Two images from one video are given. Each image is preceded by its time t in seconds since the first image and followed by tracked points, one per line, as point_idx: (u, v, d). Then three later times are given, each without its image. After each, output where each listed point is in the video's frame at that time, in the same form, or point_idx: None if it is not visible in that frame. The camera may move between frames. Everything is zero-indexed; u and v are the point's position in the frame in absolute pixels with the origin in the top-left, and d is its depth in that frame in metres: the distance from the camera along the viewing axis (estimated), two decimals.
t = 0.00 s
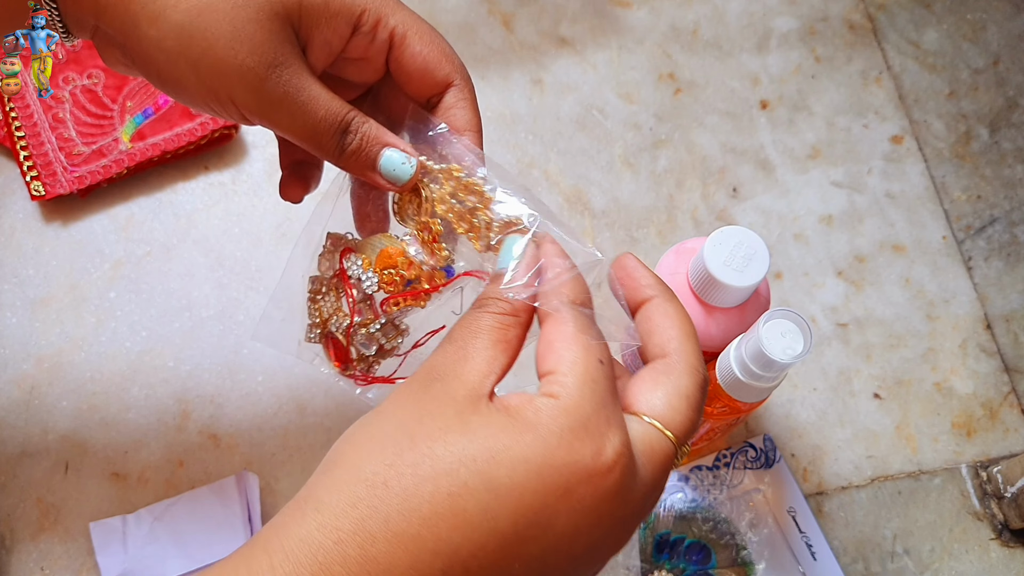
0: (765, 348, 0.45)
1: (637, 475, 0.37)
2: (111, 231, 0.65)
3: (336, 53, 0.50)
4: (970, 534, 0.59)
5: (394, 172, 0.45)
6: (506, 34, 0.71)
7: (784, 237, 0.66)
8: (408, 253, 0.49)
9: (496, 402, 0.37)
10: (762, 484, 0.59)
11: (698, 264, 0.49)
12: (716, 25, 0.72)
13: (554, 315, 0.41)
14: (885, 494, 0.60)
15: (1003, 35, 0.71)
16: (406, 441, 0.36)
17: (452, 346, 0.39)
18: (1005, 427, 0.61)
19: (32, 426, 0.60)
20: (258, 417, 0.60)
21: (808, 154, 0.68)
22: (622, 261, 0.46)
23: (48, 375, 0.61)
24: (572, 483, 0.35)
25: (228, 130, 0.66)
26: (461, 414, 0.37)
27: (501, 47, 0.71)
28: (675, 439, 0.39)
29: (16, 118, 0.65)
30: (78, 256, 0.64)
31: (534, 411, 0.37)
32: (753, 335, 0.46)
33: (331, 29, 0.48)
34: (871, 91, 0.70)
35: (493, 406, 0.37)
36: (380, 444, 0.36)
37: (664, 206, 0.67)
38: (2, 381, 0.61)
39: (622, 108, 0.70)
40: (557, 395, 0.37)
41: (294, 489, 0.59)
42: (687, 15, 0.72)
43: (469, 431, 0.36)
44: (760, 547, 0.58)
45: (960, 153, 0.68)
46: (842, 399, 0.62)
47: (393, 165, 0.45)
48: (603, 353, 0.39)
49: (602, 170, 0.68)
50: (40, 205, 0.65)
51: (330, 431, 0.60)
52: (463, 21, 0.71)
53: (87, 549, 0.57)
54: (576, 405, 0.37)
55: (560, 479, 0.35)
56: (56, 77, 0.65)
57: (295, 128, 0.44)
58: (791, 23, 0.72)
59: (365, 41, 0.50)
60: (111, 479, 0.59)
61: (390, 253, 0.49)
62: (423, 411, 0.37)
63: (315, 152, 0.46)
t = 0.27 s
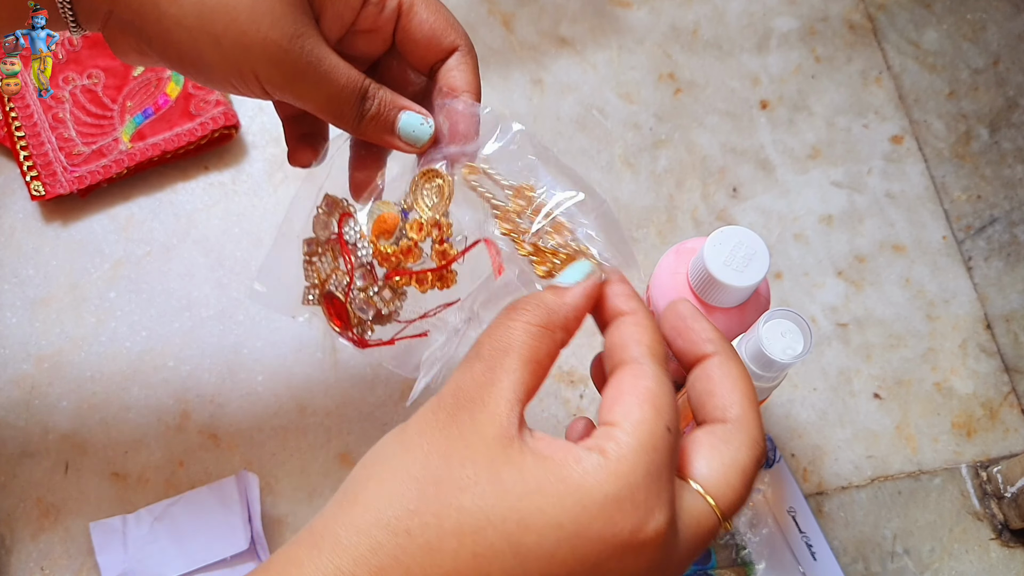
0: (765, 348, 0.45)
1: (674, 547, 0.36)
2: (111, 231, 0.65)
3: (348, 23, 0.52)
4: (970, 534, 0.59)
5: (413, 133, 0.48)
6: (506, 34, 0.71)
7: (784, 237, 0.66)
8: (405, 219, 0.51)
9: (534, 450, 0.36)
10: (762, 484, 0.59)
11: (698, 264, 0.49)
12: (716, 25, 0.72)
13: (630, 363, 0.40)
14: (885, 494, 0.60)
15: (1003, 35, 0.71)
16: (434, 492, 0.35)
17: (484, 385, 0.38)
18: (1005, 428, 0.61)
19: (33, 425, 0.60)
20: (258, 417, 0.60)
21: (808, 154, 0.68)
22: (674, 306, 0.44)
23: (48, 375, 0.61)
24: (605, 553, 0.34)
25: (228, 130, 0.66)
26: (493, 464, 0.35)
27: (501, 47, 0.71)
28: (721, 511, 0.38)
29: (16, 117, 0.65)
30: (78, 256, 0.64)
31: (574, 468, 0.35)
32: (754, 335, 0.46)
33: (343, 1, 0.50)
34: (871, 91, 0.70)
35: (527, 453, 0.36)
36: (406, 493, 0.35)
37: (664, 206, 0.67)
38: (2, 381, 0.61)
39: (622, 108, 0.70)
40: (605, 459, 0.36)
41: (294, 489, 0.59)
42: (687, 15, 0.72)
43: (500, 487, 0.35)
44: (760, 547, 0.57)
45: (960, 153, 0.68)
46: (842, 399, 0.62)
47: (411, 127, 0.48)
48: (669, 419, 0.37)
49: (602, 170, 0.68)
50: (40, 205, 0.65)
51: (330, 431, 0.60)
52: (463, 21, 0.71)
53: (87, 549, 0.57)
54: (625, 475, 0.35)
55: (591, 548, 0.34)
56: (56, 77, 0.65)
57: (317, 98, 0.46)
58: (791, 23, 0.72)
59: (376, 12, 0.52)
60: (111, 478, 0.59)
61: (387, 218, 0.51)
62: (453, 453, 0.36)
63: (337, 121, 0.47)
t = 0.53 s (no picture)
0: (765, 348, 0.46)
1: None
2: (110, 231, 0.65)
3: (340, 33, 0.56)
4: (970, 535, 0.59)
5: (373, 142, 0.57)
6: (506, 34, 0.71)
7: (784, 237, 0.66)
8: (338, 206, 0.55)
9: (559, 516, 0.37)
10: (762, 484, 0.59)
11: (698, 264, 0.49)
12: (716, 25, 0.72)
13: (702, 416, 0.39)
14: (885, 494, 0.60)
15: (1003, 35, 0.71)
16: (446, 545, 0.37)
17: (509, 439, 0.37)
18: (1005, 428, 0.61)
19: (33, 426, 0.60)
20: (258, 417, 0.60)
21: (808, 154, 0.68)
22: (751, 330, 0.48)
23: (48, 375, 0.61)
24: None
25: (228, 130, 0.66)
26: (510, 527, 0.36)
27: (501, 47, 0.71)
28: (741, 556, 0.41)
29: (16, 117, 0.65)
30: (78, 256, 0.64)
31: (598, 546, 0.36)
32: (754, 335, 0.47)
33: (344, 15, 0.54)
34: (871, 91, 0.70)
35: (548, 517, 0.37)
36: (422, 555, 0.37)
37: (664, 206, 0.67)
38: (3, 381, 0.61)
39: (622, 108, 0.70)
40: (635, 534, 0.36)
41: (294, 489, 0.59)
42: (687, 15, 0.72)
43: (514, 552, 0.36)
44: (760, 547, 0.58)
45: (960, 153, 0.68)
46: (842, 399, 0.62)
47: (374, 137, 0.57)
48: (723, 497, 0.37)
49: (602, 170, 0.68)
50: (40, 205, 0.65)
51: (330, 431, 0.60)
52: (463, 22, 0.71)
53: (87, 549, 0.57)
54: (654, 552, 0.36)
55: None
56: (56, 77, 0.65)
57: (301, 92, 0.52)
58: (791, 23, 0.72)
59: (369, 34, 0.56)
60: (111, 479, 0.59)
61: (320, 205, 0.55)
62: (469, 520, 0.37)
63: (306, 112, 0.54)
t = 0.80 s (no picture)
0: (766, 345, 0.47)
1: None
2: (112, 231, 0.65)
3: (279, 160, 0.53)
4: (967, 533, 0.59)
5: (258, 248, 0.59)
6: (506, 35, 0.71)
7: (783, 237, 0.66)
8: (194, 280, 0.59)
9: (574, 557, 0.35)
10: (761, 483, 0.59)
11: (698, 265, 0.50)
12: (714, 26, 0.72)
13: (749, 464, 0.36)
14: (883, 493, 0.60)
15: (1000, 36, 0.71)
16: None
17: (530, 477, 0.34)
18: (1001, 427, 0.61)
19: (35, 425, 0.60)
20: (259, 417, 0.61)
21: (807, 154, 0.68)
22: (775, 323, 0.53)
23: (50, 374, 0.61)
24: None
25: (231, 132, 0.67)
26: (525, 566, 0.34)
27: (501, 48, 0.71)
28: None
29: (18, 118, 0.65)
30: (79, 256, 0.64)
31: None
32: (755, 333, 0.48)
33: (286, 155, 0.52)
34: (869, 91, 0.70)
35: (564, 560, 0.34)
36: None
37: (664, 206, 0.67)
38: (5, 380, 0.61)
39: (621, 109, 0.70)
40: None
41: (296, 488, 0.59)
42: (686, 16, 0.72)
43: None
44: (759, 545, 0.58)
45: (957, 153, 0.68)
46: (840, 398, 0.62)
47: (259, 245, 0.58)
48: (755, 557, 0.34)
49: (602, 170, 0.68)
50: (42, 205, 0.65)
51: (331, 431, 0.60)
52: (463, 22, 0.72)
53: (89, 548, 0.57)
54: None
55: None
56: (58, 78, 0.66)
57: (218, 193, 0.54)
58: (789, 24, 0.72)
59: (302, 176, 0.55)
60: (113, 478, 0.59)
61: (174, 270, 0.57)
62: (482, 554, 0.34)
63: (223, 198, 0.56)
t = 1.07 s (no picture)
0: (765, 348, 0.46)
1: None
2: (112, 231, 0.66)
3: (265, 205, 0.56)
4: (967, 533, 0.59)
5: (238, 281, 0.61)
6: (506, 36, 0.72)
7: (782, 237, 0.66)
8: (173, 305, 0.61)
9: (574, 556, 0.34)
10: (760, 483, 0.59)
11: (697, 265, 0.50)
12: (714, 27, 0.72)
13: (787, 486, 0.34)
14: (882, 493, 0.60)
15: (999, 37, 0.71)
16: (450, 565, 0.34)
17: (539, 464, 0.34)
18: (1001, 426, 0.61)
19: (35, 425, 0.60)
20: (259, 417, 0.61)
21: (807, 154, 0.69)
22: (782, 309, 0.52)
23: (51, 374, 0.62)
24: None
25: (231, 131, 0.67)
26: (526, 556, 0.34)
27: (501, 49, 0.71)
28: None
29: (19, 118, 0.65)
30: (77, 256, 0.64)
31: None
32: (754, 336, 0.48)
33: (273, 202, 0.54)
34: (869, 92, 0.70)
35: (560, 551, 0.34)
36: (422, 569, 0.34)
37: (664, 206, 0.67)
38: (5, 380, 0.61)
39: (621, 109, 0.70)
40: None
41: (296, 487, 0.59)
42: (685, 17, 0.73)
43: None
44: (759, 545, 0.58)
45: (957, 153, 0.68)
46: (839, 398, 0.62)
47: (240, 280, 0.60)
48: None
49: (602, 171, 0.68)
50: (42, 206, 0.65)
51: (331, 431, 0.60)
52: (464, 23, 0.72)
53: (89, 548, 0.57)
54: None
55: None
56: (59, 78, 0.66)
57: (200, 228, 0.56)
58: (789, 24, 0.72)
59: (282, 222, 0.57)
60: (113, 477, 0.59)
61: (156, 294, 0.61)
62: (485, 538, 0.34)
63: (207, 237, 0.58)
